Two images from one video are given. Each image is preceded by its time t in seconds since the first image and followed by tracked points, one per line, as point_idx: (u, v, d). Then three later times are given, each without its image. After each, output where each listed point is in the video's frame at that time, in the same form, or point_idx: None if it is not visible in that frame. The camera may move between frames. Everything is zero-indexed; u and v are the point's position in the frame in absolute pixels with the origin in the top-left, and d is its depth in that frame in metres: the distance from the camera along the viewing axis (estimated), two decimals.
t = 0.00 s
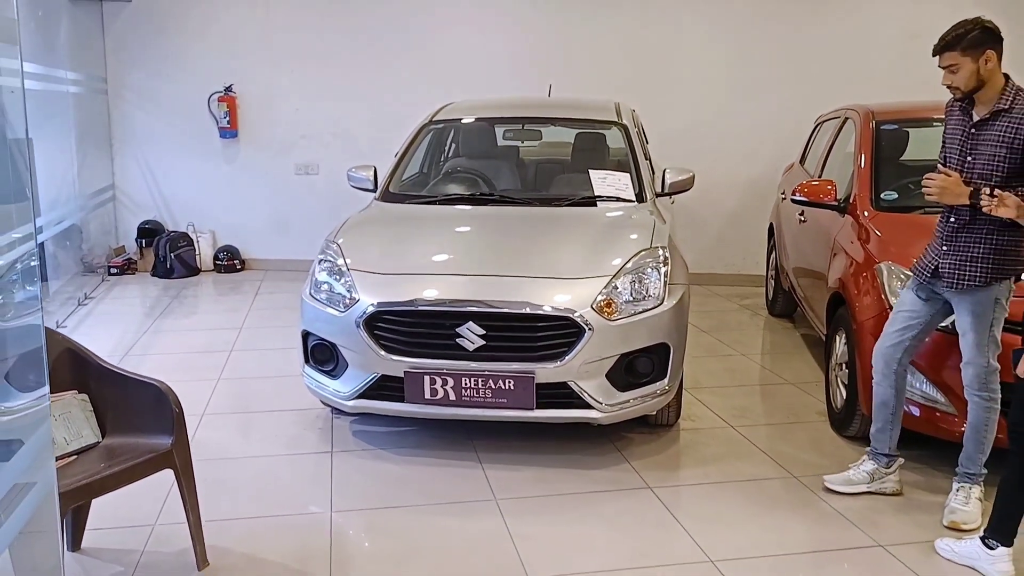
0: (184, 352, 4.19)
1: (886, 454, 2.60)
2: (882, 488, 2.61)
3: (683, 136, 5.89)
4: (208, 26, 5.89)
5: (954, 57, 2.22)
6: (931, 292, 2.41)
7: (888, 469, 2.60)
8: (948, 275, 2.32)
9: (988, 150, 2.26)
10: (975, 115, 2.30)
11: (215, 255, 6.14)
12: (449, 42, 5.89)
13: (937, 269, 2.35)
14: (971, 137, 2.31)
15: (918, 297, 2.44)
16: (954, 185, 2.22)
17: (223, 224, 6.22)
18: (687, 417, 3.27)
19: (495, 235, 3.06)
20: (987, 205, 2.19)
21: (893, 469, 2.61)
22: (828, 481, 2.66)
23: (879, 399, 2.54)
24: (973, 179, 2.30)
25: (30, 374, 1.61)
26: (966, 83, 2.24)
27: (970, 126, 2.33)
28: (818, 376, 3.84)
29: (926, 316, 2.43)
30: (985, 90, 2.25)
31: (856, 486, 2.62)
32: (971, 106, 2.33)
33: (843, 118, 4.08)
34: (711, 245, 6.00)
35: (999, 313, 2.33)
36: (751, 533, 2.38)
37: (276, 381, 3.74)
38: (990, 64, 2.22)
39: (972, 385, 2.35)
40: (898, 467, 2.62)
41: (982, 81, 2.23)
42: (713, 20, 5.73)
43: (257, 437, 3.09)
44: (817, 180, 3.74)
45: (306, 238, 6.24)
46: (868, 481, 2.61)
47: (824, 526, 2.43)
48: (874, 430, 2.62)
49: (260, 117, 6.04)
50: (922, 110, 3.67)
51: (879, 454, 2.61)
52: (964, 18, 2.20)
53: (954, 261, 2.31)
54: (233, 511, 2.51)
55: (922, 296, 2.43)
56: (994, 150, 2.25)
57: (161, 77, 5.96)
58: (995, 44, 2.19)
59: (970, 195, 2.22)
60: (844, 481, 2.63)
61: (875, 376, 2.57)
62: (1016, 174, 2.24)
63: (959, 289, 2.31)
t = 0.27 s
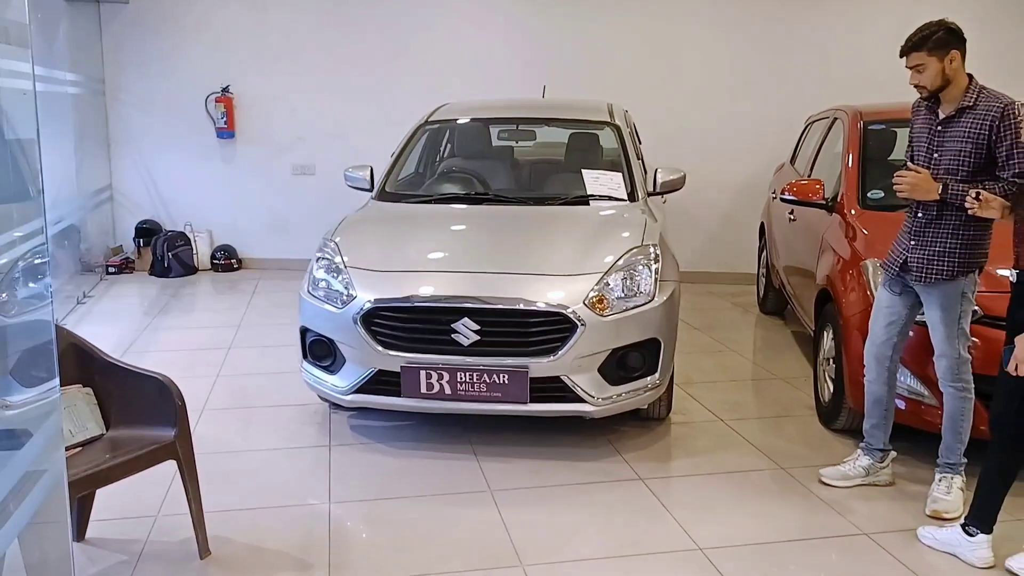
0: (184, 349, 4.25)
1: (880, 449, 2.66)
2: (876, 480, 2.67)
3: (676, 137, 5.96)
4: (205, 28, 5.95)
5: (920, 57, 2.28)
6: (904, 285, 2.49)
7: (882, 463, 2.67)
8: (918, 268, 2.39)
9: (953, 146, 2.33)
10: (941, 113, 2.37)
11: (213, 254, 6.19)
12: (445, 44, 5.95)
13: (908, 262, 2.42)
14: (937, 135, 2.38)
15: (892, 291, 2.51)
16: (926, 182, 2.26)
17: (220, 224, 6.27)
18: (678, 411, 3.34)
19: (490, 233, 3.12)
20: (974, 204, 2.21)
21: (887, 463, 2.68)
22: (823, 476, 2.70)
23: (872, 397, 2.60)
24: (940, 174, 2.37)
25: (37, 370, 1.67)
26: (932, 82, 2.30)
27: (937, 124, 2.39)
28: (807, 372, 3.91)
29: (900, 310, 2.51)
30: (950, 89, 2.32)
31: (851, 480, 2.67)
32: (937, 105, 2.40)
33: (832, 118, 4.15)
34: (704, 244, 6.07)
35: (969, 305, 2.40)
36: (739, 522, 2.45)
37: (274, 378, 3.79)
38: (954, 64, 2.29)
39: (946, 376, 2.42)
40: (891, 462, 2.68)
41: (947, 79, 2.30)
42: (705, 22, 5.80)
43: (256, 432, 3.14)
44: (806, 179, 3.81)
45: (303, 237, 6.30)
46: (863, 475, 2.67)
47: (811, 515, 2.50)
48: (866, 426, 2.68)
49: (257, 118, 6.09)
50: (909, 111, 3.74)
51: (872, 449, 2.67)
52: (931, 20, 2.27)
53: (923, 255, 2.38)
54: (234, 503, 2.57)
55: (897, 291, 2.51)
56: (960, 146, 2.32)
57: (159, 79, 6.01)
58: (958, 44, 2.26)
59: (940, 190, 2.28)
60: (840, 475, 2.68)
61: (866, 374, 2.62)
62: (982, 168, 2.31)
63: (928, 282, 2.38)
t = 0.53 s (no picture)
0: (178, 348, 4.27)
1: (864, 443, 2.71)
2: (860, 474, 2.72)
3: (667, 136, 6.00)
4: (199, 28, 5.97)
5: (883, 58, 2.36)
6: (874, 281, 2.55)
7: (866, 458, 2.72)
8: (887, 263, 2.44)
9: (918, 143, 2.38)
10: (907, 112, 2.44)
11: (206, 254, 6.22)
12: (437, 44, 5.99)
13: (878, 258, 2.48)
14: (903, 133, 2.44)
15: (864, 288, 2.57)
16: (893, 177, 2.31)
17: (214, 224, 6.29)
18: (668, 407, 3.38)
19: (481, 232, 3.16)
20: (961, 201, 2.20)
21: (871, 457, 2.73)
22: (808, 471, 2.75)
23: (855, 392, 2.66)
24: (906, 170, 2.42)
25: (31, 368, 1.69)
26: (896, 82, 2.37)
27: (902, 123, 2.45)
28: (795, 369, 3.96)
29: (872, 306, 2.56)
30: (913, 89, 2.39)
31: (835, 474, 2.72)
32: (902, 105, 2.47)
33: (820, 118, 4.20)
34: (695, 243, 6.11)
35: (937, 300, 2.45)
36: (726, 515, 2.50)
37: (268, 376, 3.82)
38: (917, 64, 2.36)
39: (920, 370, 2.47)
40: (875, 456, 2.74)
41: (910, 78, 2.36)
42: (695, 22, 5.85)
43: (250, 429, 3.18)
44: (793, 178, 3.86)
45: (296, 236, 6.32)
46: (847, 469, 2.72)
47: (796, 507, 2.55)
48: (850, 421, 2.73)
49: (250, 118, 6.12)
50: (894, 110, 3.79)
51: (856, 443, 2.72)
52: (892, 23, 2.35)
53: (892, 250, 2.44)
54: (229, 498, 2.61)
55: (867, 286, 2.56)
56: (924, 142, 2.37)
57: (152, 79, 6.04)
58: (920, 45, 2.34)
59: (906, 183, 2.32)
60: (824, 470, 2.73)
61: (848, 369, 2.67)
62: (946, 164, 2.36)
63: (897, 277, 2.44)
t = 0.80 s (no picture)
0: (172, 347, 4.29)
1: (851, 437, 2.75)
2: (848, 470, 2.75)
3: (660, 135, 6.03)
4: (193, 28, 5.99)
5: (855, 55, 2.38)
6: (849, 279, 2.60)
7: (853, 453, 2.75)
8: (862, 259, 2.47)
9: (888, 140, 2.42)
10: (874, 111, 2.47)
11: (202, 253, 6.23)
12: (431, 44, 6.01)
13: (852, 254, 2.50)
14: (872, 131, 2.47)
15: (840, 287, 2.62)
16: (863, 174, 2.38)
17: (209, 223, 6.31)
18: (657, 404, 3.41)
19: (472, 230, 3.18)
20: (951, 196, 2.19)
21: (857, 452, 2.76)
22: (795, 467, 2.78)
23: (845, 385, 2.69)
24: (876, 168, 2.45)
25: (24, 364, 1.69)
26: (864, 79, 2.39)
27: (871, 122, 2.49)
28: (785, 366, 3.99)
29: (851, 303, 2.62)
30: (881, 89, 2.42)
31: (822, 470, 2.75)
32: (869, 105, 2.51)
33: (810, 117, 4.23)
34: (688, 241, 6.15)
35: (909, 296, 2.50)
36: (713, 510, 2.52)
37: (262, 374, 3.85)
38: (886, 63, 2.38)
39: (896, 366, 2.51)
40: (862, 451, 2.77)
41: (880, 77, 2.39)
42: (688, 21, 5.87)
43: (243, 426, 3.20)
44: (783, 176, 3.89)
45: (291, 235, 6.34)
46: (834, 465, 2.75)
47: (782, 503, 2.57)
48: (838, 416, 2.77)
49: (245, 118, 6.13)
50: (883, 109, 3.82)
51: (844, 438, 2.76)
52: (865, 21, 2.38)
53: (866, 245, 2.46)
54: (221, 495, 2.63)
55: (842, 284, 2.62)
56: (894, 140, 2.41)
57: (147, 78, 6.05)
58: (891, 44, 2.36)
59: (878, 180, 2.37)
60: (811, 466, 2.75)
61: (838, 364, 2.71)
62: (916, 161, 2.39)
63: (870, 272, 2.47)
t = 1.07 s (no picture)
0: (167, 346, 4.32)
1: (837, 434, 2.78)
2: (834, 466, 2.78)
3: (654, 136, 6.06)
4: (190, 30, 6.02)
5: (848, 45, 2.38)
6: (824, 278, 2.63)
7: (839, 449, 2.78)
8: (840, 258, 2.50)
9: (863, 141, 2.45)
10: (847, 112, 2.50)
11: (198, 253, 6.26)
12: (426, 45, 6.03)
13: (830, 254, 2.53)
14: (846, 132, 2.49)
15: (817, 285, 2.65)
16: (842, 172, 2.38)
17: (206, 223, 6.34)
18: (648, 402, 3.44)
19: (463, 230, 3.21)
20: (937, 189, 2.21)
21: (843, 449, 2.79)
22: (782, 463, 2.81)
23: (828, 381, 2.73)
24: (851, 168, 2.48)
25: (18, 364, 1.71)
26: (854, 71, 2.40)
27: (843, 123, 2.51)
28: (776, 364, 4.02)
29: (829, 301, 2.65)
30: (860, 85, 2.44)
31: (809, 466, 2.78)
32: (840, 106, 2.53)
33: (801, 117, 4.26)
34: (683, 241, 6.17)
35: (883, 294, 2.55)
36: (699, 506, 2.55)
37: (256, 373, 3.88)
38: (867, 61, 2.43)
39: (869, 364, 2.55)
40: (847, 447, 2.80)
41: (856, 77, 2.41)
42: (682, 22, 5.90)
43: (237, 424, 3.23)
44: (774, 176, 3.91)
45: (287, 236, 6.37)
46: (820, 461, 2.77)
47: (768, 499, 2.60)
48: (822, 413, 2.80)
49: (241, 119, 6.16)
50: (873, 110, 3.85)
51: (829, 434, 2.79)
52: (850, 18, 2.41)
53: (844, 245, 2.50)
54: (214, 492, 2.66)
55: (817, 284, 2.65)
56: (868, 140, 2.44)
57: (143, 79, 6.08)
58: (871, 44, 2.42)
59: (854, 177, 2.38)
60: (798, 462, 2.78)
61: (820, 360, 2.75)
62: (890, 161, 2.43)
63: (848, 271, 2.51)
